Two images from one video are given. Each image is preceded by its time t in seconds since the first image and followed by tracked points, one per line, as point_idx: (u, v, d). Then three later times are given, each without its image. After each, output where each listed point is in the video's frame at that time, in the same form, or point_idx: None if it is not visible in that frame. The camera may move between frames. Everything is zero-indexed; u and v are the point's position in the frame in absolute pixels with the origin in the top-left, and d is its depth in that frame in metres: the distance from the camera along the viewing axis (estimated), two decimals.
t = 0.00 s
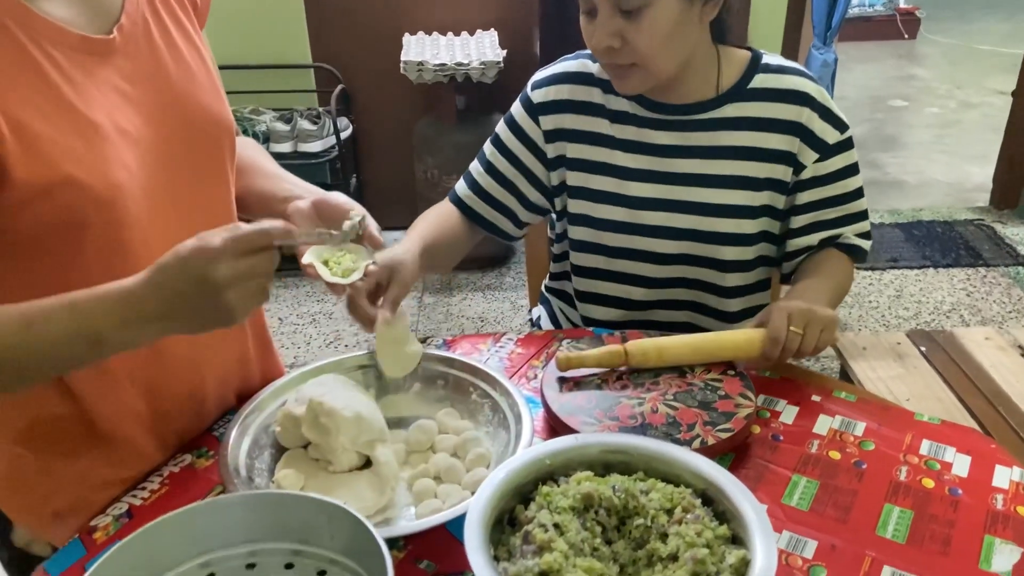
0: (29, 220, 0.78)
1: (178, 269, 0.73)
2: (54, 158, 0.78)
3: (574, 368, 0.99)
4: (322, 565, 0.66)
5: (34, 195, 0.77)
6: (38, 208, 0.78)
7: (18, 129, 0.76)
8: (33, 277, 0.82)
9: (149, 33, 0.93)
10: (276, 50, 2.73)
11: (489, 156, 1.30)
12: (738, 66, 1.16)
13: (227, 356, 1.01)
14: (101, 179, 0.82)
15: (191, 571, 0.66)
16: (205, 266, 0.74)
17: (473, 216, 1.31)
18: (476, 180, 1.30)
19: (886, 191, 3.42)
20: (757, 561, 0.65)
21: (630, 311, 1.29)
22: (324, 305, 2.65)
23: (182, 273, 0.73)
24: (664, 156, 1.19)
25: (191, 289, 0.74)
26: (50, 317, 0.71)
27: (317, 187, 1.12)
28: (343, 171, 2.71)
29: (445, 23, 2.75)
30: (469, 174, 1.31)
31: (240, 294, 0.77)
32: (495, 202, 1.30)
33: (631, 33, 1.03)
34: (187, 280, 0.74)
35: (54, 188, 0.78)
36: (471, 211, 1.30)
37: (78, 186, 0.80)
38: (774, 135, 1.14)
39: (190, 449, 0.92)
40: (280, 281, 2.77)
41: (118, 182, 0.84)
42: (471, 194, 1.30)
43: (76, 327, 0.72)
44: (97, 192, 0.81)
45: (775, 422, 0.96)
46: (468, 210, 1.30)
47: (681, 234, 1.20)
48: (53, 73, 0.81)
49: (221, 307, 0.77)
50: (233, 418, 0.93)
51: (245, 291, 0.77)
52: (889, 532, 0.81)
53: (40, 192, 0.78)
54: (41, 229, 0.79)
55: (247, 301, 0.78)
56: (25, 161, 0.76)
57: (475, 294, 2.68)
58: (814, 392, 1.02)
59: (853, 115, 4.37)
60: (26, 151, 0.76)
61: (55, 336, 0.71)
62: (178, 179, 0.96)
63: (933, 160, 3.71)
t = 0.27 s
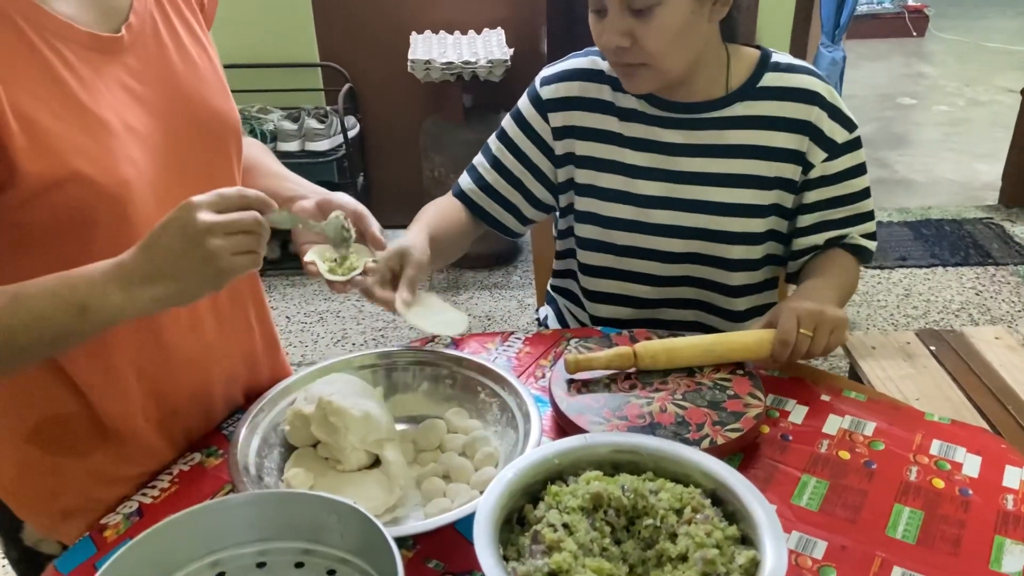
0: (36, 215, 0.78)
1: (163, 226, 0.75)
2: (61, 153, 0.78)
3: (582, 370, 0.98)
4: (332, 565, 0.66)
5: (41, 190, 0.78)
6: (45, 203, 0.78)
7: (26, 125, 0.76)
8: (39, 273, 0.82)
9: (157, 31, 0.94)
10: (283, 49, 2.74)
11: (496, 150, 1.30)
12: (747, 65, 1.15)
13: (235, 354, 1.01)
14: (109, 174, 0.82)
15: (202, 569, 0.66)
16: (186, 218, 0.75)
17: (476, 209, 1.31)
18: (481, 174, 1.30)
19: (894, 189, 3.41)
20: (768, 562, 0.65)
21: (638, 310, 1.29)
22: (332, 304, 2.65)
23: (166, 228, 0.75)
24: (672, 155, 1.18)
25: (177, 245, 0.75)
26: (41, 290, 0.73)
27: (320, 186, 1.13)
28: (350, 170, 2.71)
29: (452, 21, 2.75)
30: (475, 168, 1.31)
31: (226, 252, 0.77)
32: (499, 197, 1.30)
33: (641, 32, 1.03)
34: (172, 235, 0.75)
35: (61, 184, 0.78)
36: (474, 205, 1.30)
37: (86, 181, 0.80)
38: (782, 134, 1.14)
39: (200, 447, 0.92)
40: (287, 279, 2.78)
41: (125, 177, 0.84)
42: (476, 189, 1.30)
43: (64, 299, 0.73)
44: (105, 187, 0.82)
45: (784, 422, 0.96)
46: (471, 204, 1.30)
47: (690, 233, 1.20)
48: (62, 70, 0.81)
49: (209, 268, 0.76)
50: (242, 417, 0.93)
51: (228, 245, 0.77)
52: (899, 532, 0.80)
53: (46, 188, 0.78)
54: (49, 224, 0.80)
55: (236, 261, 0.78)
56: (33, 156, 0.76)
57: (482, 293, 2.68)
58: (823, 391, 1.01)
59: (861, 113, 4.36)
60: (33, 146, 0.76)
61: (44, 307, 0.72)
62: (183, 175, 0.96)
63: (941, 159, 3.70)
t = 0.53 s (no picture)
0: (44, 215, 0.78)
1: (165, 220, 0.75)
2: (71, 155, 0.78)
3: (591, 372, 0.98)
4: (339, 570, 0.65)
5: (49, 190, 0.77)
6: (52, 204, 0.78)
7: (36, 126, 0.76)
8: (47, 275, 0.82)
9: (165, 31, 0.93)
10: (290, 47, 2.73)
11: (504, 153, 1.29)
12: (758, 66, 1.14)
13: (242, 356, 1.01)
14: (117, 175, 0.82)
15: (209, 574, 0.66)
16: (189, 212, 0.75)
17: (485, 213, 1.30)
18: (489, 177, 1.29)
19: (903, 187, 3.39)
20: (780, 570, 0.64)
21: (646, 312, 1.28)
22: (338, 302, 2.65)
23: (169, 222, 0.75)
24: (681, 156, 1.17)
25: (179, 239, 0.75)
26: (44, 287, 0.72)
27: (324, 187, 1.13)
28: (357, 169, 2.71)
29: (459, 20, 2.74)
30: (482, 170, 1.30)
31: (230, 246, 0.76)
32: (507, 201, 1.29)
33: (655, 34, 1.02)
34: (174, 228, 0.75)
35: (69, 185, 0.78)
36: (481, 207, 1.29)
37: (94, 182, 0.80)
38: (794, 136, 1.13)
39: (207, 450, 0.92)
40: (294, 278, 2.78)
41: (133, 177, 0.84)
42: (484, 192, 1.29)
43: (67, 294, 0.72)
44: (114, 187, 0.81)
45: (795, 425, 0.95)
46: (479, 207, 1.29)
47: (699, 235, 1.19)
48: (71, 71, 0.81)
49: (213, 264, 0.76)
50: (250, 419, 0.93)
51: (232, 240, 0.76)
52: (912, 538, 0.80)
53: (55, 188, 0.78)
54: (57, 224, 0.79)
55: (241, 255, 0.77)
56: (42, 156, 0.76)
57: (488, 292, 2.68)
58: (834, 394, 1.01)
59: (869, 111, 4.33)
60: (41, 147, 0.76)
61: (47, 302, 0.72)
62: (192, 175, 0.95)
63: (951, 157, 3.67)
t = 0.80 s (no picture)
0: (51, 215, 0.78)
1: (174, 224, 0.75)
2: (78, 154, 0.78)
3: (599, 375, 0.97)
4: (343, 570, 0.65)
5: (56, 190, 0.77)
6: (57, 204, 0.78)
7: (43, 126, 0.76)
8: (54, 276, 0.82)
9: (171, 30, 0.93)
10: (296, 46, 2.74)
11: (508, 150, 1.28)
12: (764, 61, 1.14)
13: (247, 355, 1.00)
14: (123, 174, 0.81)
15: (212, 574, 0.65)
16: (199, 217, 0.75)
17: (492, 212, 1.28)
18: (494, 175, 1.28)
19: (912, 186, 3.37)
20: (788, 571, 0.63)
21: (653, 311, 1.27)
22: (344, 300, 2.65)
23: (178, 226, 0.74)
24: (688, 153, 1.17)
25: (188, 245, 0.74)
26: (51, 289, 0.71)
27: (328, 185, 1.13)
28: (363, 167, 2.71)
29: (465, 18, 2.74)
30: (487, 169, 1.29)
31: (239, 251, 0.77)
32: (513, 199, 1.28)
33: (663, 27, 1.01)
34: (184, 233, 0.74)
35: (74, 185, 0.78)
36: (487, 206, 1.28)
37: (100, 181, 0.79)
38: (801, 131, 1.12)
39: (212, 448, 0.91)
40: (300, 276, 2.78)
41: (140, 176, 0.83)
42: (489, 191, 1.27)
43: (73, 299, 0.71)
44: (119, 186, 0.81)
45: (803, 425, 0.95)
46: (485, 206, 1.28)
47: (706, 233, 1.19)
48: (77, 70, 0.80)
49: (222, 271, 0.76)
50: (254, 417, 0.92)
51: (241, 244, 0.77)
52: (921, 539, 0.79)
53: (61, 189, 0.77)
54: (64, 224, 0.79)
55: (250, 262, 0.78)
56: (48, 156, 0.76)
57: (494, 291, 2.67)
58: (842, 394, 1.00)
59: (878, 109, 4.31)
60: (48, 148, 0.76)
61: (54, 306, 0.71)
62: (198, 176, 0.95)
63: (959, 155, 3.65)
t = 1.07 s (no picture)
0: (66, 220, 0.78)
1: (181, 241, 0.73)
2: (93, 162, 0.78)
3: (603, 379, 0.96)
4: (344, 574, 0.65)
5: (71, 197, 0.77)
6: (72, 210, 0.78)
7: (57, 132, 0.76)
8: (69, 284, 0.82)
9: (180, 33, 0.93)
10: (301, 45, 2.73)
11: (514, 147, 1.24)
12: (767, 57, 1.14)
13: (249, 357, 1.00)
14: (136, 179, 0.81)
15: None
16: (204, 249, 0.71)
17: (497, 210, 1.22)
18: (501, 173, 1.23)
19: (918, 185, 3.35)
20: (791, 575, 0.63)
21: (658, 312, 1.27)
22: (348, 300, 2.65)
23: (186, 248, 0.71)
24: (692, 152, 1.16)
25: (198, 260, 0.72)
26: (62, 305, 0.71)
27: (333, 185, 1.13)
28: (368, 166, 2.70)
29: (469, 17, 2.73)
30: (492, 166, 1.24)
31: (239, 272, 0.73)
32: (518, 195, 1.23)
33: (675, 19, 1.01)
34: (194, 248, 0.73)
35: (87, 190, 0.78)
36: (494, 205, 1.22)
37: (113, 186, 0.79)
38: (805, 126, 1.12)
39: (213, 450, 0.91)
40: (304, 276, 2.78)
41: (152, 182, 0.83)
42: (494, 187, 1.22)
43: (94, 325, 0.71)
44: (132, 192, 0.81)
45: (807, 427, 0.94)
46: (490, 204, 1.22)
47: (710, 233, 1.18)
48: (90, 76, 0.80)
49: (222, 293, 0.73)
50: (256, 419, 0.92)
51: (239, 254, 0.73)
52: (925, 543, 0.78)
53: (75, 194, 0.77)
54: (78, 231, 0.79)
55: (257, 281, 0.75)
56: (59, 164, 0.76)
57: (499, 290, 2.67)
58: (847, 395, 0.99)
59: (884, 108, 4.29)
60: (62, 156, 0.76)
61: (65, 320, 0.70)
62: (208, 181, 0.95)
63: (966, 154, 3.64)
